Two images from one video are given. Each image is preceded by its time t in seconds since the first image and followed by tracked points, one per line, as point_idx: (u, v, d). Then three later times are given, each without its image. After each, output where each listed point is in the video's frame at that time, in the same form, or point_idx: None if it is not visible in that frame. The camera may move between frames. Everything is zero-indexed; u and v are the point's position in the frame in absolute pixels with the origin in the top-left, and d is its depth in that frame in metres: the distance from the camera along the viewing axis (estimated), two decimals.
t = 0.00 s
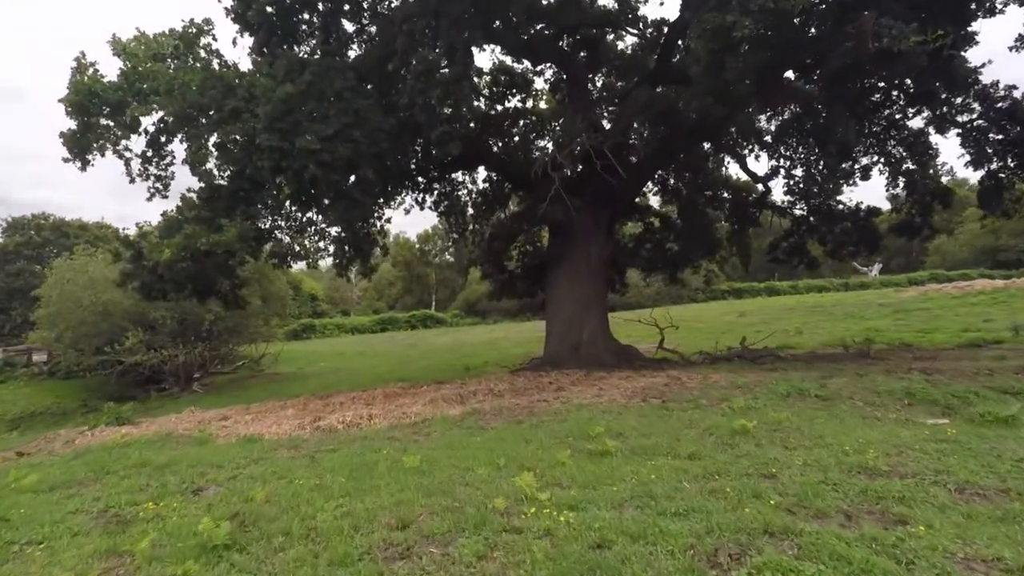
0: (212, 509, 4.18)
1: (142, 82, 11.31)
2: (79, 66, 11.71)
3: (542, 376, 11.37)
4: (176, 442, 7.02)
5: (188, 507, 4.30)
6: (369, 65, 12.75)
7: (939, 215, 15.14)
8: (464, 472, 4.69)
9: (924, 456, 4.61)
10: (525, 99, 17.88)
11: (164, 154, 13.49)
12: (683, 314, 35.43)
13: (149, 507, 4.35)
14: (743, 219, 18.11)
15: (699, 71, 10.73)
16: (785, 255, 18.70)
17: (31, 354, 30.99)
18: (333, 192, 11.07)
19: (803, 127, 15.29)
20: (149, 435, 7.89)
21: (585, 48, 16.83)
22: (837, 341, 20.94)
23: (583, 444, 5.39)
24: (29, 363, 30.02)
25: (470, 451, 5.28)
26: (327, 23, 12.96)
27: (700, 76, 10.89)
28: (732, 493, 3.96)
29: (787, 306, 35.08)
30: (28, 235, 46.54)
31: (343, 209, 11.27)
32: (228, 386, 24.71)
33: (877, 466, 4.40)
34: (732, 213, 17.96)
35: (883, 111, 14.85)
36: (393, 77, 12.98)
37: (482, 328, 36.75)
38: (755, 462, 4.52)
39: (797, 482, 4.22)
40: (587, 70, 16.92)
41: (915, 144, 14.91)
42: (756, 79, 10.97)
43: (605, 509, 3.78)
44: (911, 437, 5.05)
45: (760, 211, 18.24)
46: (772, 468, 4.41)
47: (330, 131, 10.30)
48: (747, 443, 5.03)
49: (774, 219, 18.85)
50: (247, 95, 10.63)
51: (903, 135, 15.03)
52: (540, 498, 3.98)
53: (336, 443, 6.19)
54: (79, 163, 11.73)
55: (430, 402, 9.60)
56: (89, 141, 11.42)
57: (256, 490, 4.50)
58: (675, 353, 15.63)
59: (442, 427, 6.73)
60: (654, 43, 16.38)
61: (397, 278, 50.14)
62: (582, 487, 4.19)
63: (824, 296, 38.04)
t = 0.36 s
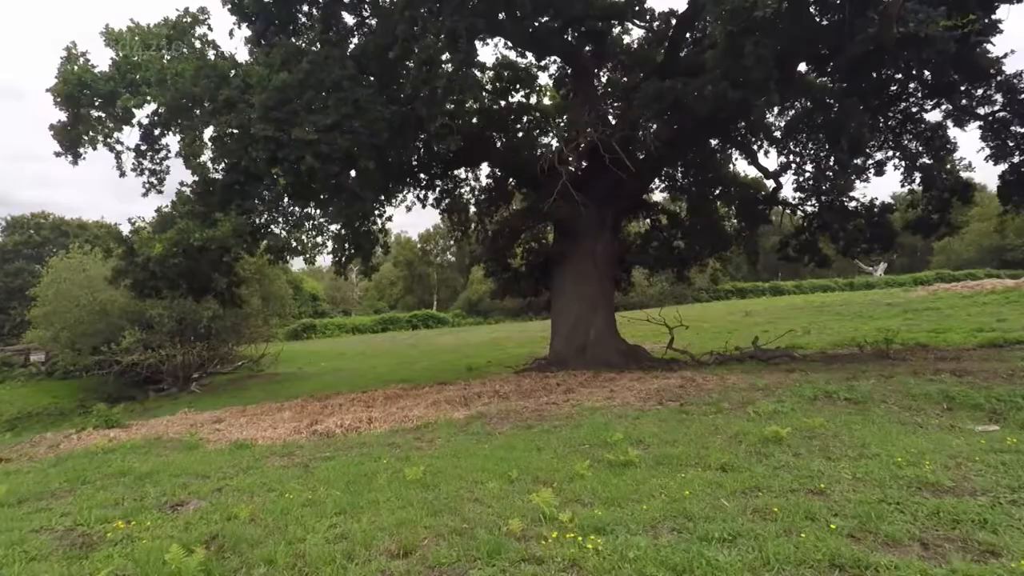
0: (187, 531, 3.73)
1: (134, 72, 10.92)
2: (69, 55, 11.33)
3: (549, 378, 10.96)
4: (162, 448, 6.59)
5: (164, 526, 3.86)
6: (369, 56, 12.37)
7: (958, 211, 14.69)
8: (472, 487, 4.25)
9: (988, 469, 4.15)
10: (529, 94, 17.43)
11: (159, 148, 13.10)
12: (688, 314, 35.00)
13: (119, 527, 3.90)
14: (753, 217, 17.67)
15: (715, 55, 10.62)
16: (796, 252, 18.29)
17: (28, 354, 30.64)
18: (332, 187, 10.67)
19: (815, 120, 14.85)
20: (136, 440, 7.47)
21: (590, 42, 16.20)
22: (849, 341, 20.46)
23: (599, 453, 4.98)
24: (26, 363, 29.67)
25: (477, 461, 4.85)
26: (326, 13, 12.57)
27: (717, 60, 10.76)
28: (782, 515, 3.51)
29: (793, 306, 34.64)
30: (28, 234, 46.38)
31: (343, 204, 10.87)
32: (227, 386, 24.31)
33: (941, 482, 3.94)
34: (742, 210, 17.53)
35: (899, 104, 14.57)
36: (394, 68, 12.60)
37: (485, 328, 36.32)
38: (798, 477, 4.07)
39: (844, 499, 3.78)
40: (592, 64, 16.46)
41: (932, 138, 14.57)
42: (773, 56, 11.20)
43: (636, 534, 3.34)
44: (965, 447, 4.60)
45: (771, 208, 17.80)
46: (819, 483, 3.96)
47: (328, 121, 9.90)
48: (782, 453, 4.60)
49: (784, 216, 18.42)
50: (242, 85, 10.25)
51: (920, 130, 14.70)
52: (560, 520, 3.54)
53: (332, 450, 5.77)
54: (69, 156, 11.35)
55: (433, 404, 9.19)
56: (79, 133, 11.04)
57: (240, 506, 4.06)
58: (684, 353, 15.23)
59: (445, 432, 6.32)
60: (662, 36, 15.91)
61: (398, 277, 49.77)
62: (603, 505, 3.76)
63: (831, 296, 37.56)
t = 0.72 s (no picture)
0: (152, 571, 3.30)
1: (122, 65, 10.52)
2: (54, 48, 10.93)
3: (553, 383, 10.56)
4: (143, 462, 6.17)
5: (128, 564, 3.44)
6: (365, 50, 11.98)
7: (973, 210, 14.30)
8: (473, 517, 3.82)
9: None
10: (530, 91, 17.01)
11: (149, 145, 12.68)
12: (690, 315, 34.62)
13: (74, 565, 3.46)
14: (759, 216, 17.29)
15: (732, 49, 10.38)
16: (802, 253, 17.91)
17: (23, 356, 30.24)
18: (327, 184, 10.27)
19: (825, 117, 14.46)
20: (118, 451, 7.04)
21: (593, 37, 15.73)
22: (856, 343, 20.07)
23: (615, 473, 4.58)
24: (21, 364, 29.25)
25: (479, 483, 4.43)
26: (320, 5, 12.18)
27: (731, 51, 10.61)
28: (836, 558, 3.09)
29: (796, 307, 34.26)
30: (24, 234, 46.12)
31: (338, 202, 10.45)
32: (223, 388, 23.88)
33: (1006, 510, 3.55)
34: (748, 209, 17.14)
35: (912, 100, 14.14)
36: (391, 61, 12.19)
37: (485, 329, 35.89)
38: (841, 504, 3.68)
39: (895, 532, 3.38)
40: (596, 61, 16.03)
41: (946, 135, 14.18)
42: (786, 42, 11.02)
43: None
44: (1023, 467, 4.19)
45: (778, 208, 17.41)
46: (868, 514, 3.56)
47: (324, 116, 9.52)
48: (818, 475, 4.20)
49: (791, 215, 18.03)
50: (233, 79, 9.83)
51: (933, 126, 14.30)
52: (581, 562, 3.12)
53: (323, 466, 5.36)
54: (54, 152, 10.94)
55: (432, 411, 8.78)
56: (64, 128, 10.63)
57: (215, 539, 3.64)
58: (690, 356, 14.84)
59: (445, 444, 5.92)
60: (667, 31, 15.47)
61: (397, 278, 49.40)
62: (627, 541, 3.36)
63: (834, 297, 37.20)
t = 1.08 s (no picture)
0: None
1: (106, 52, 10.09)
2: (36, 35, 10.51)
3: (555, 384, 10.14)
4: (116, 469, 5.74)
5: None
6: (361, 39, 11.56)
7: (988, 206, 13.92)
8: (471, 540, 3.40)
9: None
10: (531, 84, 16.55)
11: (137, 138, 12.22)
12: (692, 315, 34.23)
13: None
14: (765, 213, 16.88)
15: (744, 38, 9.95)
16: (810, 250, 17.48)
17: (16, 355, 29.76)
18: (320, 177, 9.84)
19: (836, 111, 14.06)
20: (93, 457, 6.61)
21: (596, 30, 15.30)
22: (864, 343, 19.63)
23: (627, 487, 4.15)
24: (13, 364, 28.80)
25: (477, 498, 4.00)
26: None
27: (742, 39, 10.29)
28: None
29: (799, 307, 33.88)
30: (20, 233, 45.64)
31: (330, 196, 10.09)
32: (218, 389, 23.44)
33: None
34: (754, 206, 16.71)
35: (925, 92, 13.75)
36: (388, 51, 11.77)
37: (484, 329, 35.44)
38: (895, 531, 3.27)
39: (958, 565, 2.95)
40: (598, 55, 15.38)
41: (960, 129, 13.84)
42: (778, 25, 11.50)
43: None
44: None
45: (784, 204, 16.99)
46: (930, 541, 3.16)
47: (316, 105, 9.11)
48: (858, 493, 3.78)
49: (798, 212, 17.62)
50: (220, 67, 9.38)
51: (946, 119, 13.95)
52: None
53: (307, 474, 4.93)
54: (36, 144, 10.51)
55: (429, 414, 8.35)
56: (45, 119, 10.20)
57: (174, 567, 3.20)
58: (696, 357, 14.40)
59: (441, 451, 5.47)
60: (672, 22, 15.04)
61: (397, 277, 48.96)
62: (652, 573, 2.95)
63: (838, 297, 36.74)
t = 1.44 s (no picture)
0: None
1: (87, 43, 9.66)
2: (15, 26, 10.09)
3: (556, 389, 9.74)
4: (83, 485, 5.35)
5: None
6: (355, 29, 11.13)
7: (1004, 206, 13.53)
8: None
9: None
10: (531, 81, 16.16)
11: (123, 133, 11.78)
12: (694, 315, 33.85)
13: None
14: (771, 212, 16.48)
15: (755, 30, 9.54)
16: (816, 250, 17.08)
17: (9, 356, 29.33)
18: (311, 172, 9.46)
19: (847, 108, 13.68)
20: (63, 471, 6.21)
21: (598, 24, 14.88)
22: (871, 345, 19.21)
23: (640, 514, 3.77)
24: (6, 366, 28.37)
25: (471, 529, 3.60)
26: None
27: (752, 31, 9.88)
28: None
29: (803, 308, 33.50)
30: (16, 232, 45.22)
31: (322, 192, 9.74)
32: (213, 391, 23.01)
33: None
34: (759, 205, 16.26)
35: (937, 87, 13.44)
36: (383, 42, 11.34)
37: (484, 330, 35.03)
38: None
39: None
40: (599, 50, 14.85)
41: (973, 125, 13.54)
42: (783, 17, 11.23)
43: None
44: None
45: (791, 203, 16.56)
46: None
47: (306, 98, 8.70)
48: (906, 526, 3.40)
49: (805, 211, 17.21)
50: (205, 58, 8.99)
51: (959, 115, 13.67)
52: None
53: (285, 494, 4.54)
54: (15, 139, 10.09)
55: (423, 422, 7.96)
56: (24, 113, 9.77)
57: None
58: (700, 359, 13.99)
59: (433, 467, 5.06)
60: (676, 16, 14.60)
61: (396, 277, 48.54)
62: None
63: (841, 297, 36.31)
